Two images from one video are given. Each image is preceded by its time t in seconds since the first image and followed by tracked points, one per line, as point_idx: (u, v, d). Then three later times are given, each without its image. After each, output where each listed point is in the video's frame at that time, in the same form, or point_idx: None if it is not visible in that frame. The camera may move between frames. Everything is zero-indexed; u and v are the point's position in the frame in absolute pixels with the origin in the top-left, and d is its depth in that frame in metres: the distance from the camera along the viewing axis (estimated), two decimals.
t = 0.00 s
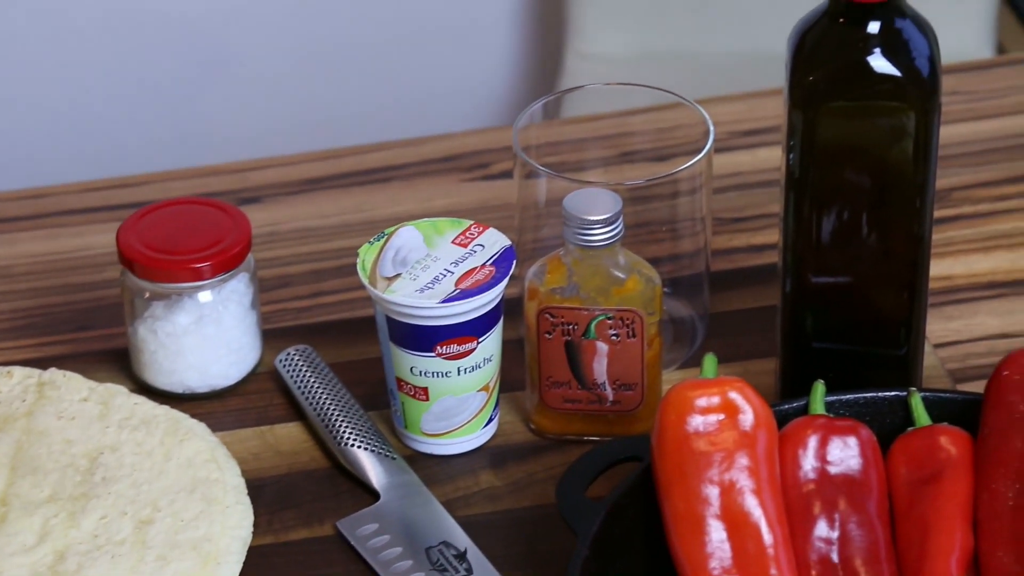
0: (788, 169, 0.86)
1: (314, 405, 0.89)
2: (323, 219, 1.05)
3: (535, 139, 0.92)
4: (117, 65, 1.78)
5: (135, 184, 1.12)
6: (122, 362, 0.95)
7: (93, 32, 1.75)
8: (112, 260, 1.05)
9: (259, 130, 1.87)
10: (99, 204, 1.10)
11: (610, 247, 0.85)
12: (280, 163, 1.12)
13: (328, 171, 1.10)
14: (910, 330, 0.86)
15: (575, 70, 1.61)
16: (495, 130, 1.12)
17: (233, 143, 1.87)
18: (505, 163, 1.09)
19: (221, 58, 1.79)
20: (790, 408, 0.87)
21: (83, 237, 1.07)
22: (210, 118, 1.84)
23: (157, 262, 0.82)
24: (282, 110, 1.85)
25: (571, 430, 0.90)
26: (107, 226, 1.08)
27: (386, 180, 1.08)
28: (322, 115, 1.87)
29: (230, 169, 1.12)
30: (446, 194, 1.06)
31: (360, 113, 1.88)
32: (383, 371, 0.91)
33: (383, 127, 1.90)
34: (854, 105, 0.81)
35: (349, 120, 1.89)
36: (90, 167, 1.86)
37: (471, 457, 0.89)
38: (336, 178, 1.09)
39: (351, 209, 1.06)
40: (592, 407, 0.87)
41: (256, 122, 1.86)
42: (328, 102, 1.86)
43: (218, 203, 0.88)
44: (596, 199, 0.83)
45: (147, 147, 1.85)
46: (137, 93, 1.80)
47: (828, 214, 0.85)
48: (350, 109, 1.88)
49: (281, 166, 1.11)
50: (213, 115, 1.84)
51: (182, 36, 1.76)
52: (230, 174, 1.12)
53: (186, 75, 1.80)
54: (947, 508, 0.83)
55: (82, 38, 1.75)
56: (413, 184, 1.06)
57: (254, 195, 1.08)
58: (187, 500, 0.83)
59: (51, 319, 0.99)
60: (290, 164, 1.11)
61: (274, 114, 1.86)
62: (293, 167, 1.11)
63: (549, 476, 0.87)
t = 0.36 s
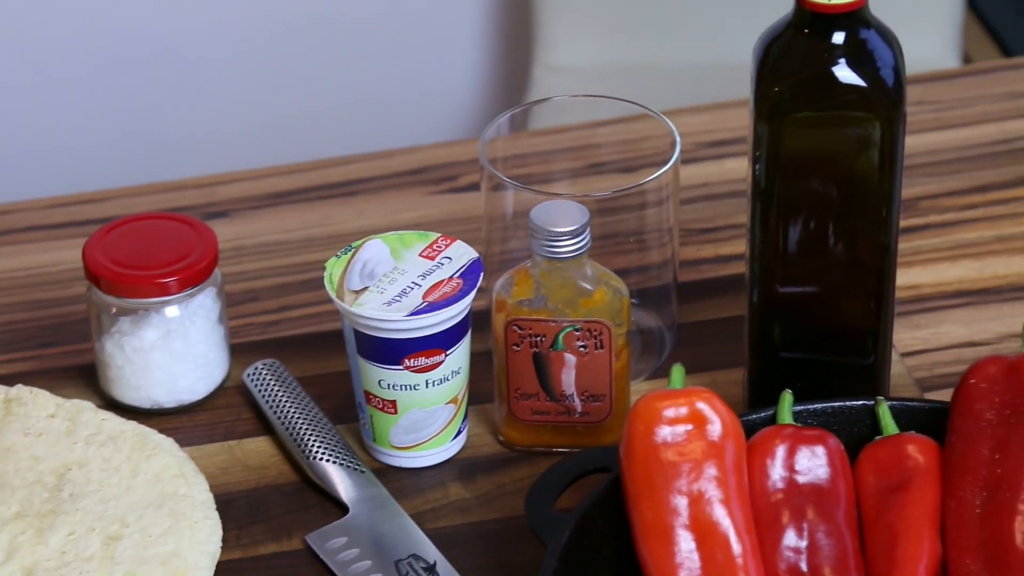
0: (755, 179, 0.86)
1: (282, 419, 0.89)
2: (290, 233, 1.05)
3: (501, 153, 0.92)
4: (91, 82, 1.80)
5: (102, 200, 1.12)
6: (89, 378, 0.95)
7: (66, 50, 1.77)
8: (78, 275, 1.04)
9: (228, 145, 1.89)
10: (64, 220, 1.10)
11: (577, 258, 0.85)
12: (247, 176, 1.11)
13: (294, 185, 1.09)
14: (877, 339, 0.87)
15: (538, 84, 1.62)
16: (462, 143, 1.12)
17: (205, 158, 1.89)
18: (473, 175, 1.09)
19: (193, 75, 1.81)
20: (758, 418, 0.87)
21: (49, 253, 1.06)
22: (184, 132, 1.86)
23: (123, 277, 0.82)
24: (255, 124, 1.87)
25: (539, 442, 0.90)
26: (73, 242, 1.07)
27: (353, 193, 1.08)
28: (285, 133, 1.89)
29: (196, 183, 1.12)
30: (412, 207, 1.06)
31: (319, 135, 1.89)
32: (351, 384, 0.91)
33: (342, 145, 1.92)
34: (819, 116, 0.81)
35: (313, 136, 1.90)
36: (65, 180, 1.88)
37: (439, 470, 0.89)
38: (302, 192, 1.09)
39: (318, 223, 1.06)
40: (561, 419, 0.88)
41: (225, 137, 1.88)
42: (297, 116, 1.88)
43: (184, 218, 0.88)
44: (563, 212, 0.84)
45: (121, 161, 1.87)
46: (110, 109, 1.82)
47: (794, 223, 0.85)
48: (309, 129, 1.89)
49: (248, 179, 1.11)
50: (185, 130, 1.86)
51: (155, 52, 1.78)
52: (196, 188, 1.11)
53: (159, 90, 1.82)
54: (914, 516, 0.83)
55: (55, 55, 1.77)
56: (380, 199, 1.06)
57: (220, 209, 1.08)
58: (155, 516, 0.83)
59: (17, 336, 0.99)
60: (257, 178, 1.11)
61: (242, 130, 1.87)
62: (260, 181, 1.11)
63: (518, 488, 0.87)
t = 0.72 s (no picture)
0: (715, 156, 0.86)
1: (245, 399, 0.89)
2: (253, 214, 1.05)
3: (463, 132, 0.93)
4: (62, 67, 1.80)
5: (65, 182, 1.11)
6: (52, 360, 0.95)
7: (36, 37, 1.77)
8: (40, 258, 1.04)
9: (197, 128, 1.89)
10: (27, 204, 1.09)
11: (539, 237, 0.85)
12: (210, 159, 1.12)
13: (257, 167, 1.10)
14: (839, 315, 0.86)
15: (499, 64, 1.65)
16: (426, 123, 1.13)
17: (176, 143, 1.90)
18: (436, 155, 1.10)
19: (163, 60, 1.82)
20: (721, 393, 0.88)
21: (11, 236, 1.06)
22: (158, 118, 1.87)
23: (83, 260, 0.82)
24: (225, 110, 1.88)
25: (502, 420, 0.90)
26: (36, 225, 1.07)
27: (316, 174, 1.09)
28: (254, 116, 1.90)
29: (160, 166, 1.12)
30: (376, 187, 1.06)
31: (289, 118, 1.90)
32: (315, 365, 0.91)
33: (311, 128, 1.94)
34: (780, 94, 0.81)
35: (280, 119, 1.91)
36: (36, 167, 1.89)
37: (403, 448, 0.89)
38: (265, 174, 1.09)
39: (281, 204, 1.06)
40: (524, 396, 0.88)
41: (195, 120, 1.88)
42: (266, 104, 1.89)
43: (144, 200, 0.88)
44: (523, 191, 0.83)
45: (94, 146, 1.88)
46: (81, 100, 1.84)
47: (755, 200, 0.85)
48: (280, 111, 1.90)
49: (211, 161, 1.11)
50: (153, 115, 1.87)
51: (128, 39, 1.79)
52: (160, 171, 1.11)
53: (129, 75, 1.83)
54: (876, 489, 0.84)
55: (25, 41, 1.77)
56: (343, 178, 1.07)
57: (184, 190, 1.08)
58: (118, 497, 0.83)
59: None
60: (221, 160, 1.11)
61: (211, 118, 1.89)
62: (223, 163, 1.11)
63: (481, 466, 0.88)
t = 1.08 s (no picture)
0: (675, 110, 0.84)
1: (206, 358, 0.89)
2: (212, 172, 1.05)
3: (421, 89, 0.97)
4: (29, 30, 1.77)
5: (20, 141, 1.10)
6: (10, 321, 0.95)
7: None
8: None
9: (167, 82, 1.88)
10: None
11: (499, 193, 0.85)
12: (167, 117, 1.11)
13: (216, 124, 1.10)
14: (799, 268, 0.87)
15: (462, 21, 1.64)
16: (385, 79, 1.13)
17: (143, 97, 1.88)
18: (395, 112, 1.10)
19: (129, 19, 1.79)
20: (683, 347, 0.88)
21: None
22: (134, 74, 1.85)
23: (41, 220, 0.82)
24: (196, 59, 1.86)
25: (465, 376, 0.90)
26: None
27: (275, 131, 1.09)
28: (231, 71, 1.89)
29: (117, 124, 1.11)
30: (335, 145, 1.06)
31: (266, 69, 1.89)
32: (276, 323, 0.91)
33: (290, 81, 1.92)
34: (739, 46, 0.79)
35: (254, 71, 1.90)
36: None
37: (365, 406, 0.90)
38: (223, 131, 1.09)
39: (239, 161, 1.06)
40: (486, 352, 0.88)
41: (166, 73, 1.87)
42: (235, 61, 1.87)
43: (102, 158, 0.87)
44: (484, 144, 0.83)
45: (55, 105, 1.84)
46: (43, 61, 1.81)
47: (715, 153, 0.84)
48: (254, 64, 1.89)
49: (168, 119, 1.11)
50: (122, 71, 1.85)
51: None
52: (117, 129, 1.11)
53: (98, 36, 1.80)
54: (837, 441, 0.84)
55: None
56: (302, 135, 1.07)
57: (141, 148, 1.08)
58: (80, 457, 0.83)
59: None
60: (178, 117, 1.11)
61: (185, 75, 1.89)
62: (180, 120, 1.11)
63: (443, 423, 0.88)
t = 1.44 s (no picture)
0: (638, 61, 0.83)
1: (170, 314, 0.90)
2: (174, 126, 1.06)
3: (383, 39, 1.03)
4: None
5: None
6: None
7: None
8: None
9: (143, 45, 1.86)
10: None
11: (462, 145, 0.84)
12: (127, 71, 1.12)
13: (177, 78, 1.11)
14: (763, 219, 0.87)
15: None
16: (349, 33, 1.15)
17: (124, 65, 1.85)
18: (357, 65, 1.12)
19: None
20: (648, 299, 0.88)
21: None
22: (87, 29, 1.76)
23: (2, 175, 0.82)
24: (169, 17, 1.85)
25: (430, 329, 0.90)
26: None
27: (237, 85, 1.10)
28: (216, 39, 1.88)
29: (78, 78, 1.11)
30: (300, 97, 1.08)
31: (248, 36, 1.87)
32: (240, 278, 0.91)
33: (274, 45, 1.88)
34: None
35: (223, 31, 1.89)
36: None
37: (330, 360, 0.90)
38: (186, 85, 1.10)
39: (203, 115, 1.07)
40: (451, 305, 0.88)
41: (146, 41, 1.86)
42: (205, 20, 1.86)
43: (61, 112, 0.87)
44: (447, 96, 0.83)
45: None
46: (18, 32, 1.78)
47: (679, 103, 0.83)
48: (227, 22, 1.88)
49: (130, 73, 1.12)
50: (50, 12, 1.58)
51: None
52: (78, 83, 1.11)
53: None
54: (802, 391, 0.85)
55: None
56: (264, 88, 1.09)
57: (103, 103, 1.09)
58: (43, 413, 0.85)
59: None
60: (139, 72, 1.12)
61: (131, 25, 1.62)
62: (141, 75, 1.12)
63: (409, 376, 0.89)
